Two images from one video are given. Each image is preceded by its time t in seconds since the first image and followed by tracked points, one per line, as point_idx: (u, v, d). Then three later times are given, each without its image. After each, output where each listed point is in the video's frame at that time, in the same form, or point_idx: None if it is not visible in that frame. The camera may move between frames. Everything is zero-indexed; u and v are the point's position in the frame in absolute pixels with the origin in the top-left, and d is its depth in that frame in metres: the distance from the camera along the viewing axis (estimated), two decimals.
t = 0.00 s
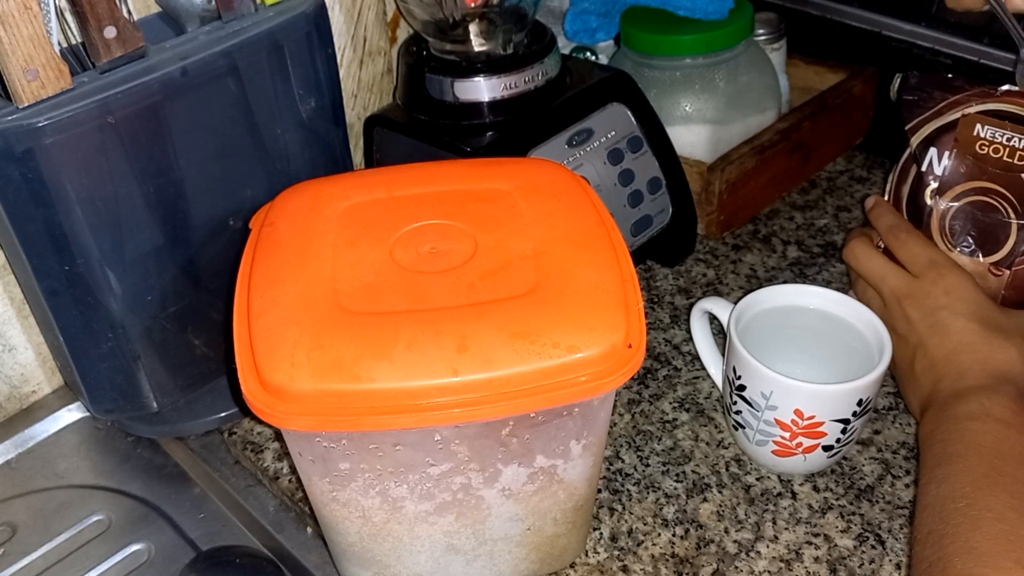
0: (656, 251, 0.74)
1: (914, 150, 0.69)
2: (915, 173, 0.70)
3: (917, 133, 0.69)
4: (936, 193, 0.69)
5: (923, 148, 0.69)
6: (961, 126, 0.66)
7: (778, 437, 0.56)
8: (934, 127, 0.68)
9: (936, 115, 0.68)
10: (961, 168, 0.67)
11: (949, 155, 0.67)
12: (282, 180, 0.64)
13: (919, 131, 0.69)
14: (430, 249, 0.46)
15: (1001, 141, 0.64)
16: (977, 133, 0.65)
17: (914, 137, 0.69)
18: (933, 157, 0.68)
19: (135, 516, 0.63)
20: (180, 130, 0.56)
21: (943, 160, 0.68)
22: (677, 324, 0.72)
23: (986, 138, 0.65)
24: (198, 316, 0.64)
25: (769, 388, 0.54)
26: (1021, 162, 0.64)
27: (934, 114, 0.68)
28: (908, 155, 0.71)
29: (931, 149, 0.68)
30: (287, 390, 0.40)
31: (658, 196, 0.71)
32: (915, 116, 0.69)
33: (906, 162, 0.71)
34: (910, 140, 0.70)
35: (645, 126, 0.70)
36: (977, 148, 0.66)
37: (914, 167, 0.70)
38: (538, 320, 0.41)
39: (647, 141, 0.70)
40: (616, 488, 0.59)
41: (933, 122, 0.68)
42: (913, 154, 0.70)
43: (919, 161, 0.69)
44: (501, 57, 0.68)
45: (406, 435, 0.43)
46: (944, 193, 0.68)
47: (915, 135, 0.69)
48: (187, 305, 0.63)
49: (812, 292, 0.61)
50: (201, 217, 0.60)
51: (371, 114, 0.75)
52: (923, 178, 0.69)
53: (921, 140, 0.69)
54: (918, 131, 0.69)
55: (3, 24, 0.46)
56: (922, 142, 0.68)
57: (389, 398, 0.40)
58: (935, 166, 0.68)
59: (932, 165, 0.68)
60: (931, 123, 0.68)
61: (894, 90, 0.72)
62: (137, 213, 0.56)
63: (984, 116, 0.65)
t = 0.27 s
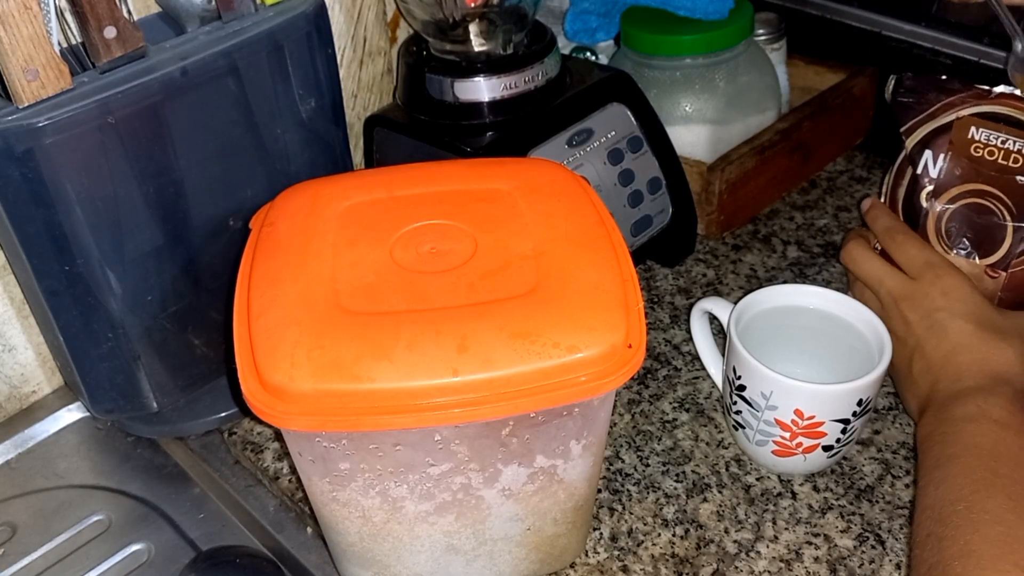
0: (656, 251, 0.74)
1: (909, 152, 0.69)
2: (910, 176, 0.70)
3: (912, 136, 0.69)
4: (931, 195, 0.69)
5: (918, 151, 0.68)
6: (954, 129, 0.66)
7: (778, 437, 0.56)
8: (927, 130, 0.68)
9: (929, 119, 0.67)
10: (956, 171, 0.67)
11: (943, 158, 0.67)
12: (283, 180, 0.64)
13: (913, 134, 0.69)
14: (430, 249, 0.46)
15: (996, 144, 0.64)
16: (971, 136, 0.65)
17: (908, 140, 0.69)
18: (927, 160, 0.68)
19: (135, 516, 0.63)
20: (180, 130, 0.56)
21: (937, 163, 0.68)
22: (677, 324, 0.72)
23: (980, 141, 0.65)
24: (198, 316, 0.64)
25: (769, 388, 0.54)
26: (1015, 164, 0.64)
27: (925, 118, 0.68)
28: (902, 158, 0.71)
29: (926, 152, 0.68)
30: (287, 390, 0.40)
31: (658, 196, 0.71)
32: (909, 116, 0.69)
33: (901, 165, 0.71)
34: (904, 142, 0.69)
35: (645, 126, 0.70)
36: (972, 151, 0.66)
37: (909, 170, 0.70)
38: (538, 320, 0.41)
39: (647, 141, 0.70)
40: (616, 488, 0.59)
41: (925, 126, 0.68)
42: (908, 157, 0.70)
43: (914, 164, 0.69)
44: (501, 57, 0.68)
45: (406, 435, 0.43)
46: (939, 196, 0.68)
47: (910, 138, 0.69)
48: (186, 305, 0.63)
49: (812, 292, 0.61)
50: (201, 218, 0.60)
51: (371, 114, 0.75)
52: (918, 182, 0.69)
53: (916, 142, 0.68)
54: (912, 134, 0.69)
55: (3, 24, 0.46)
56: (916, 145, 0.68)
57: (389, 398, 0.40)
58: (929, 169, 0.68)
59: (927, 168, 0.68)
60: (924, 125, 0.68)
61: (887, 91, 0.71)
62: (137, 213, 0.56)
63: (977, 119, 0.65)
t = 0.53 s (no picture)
0: (656, 252, 0.74)
1: (896, 163, 0.71)
2: (897, 187, 0.72)
3: (897, 148, 0.71)
4: (918, 208, 0.71)
5: (903, 163, 0.71)
6: (938, 143, 0.68)
7: (778, 437, 0.56)
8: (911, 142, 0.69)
9: (914, 130, 0.69)
10: (941, 184, 0.69)
11: (928, 170, 0.69)
12: (283, 180, 0.64)
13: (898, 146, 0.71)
14: (430, 249, 0.46)
15: (978, 161, 0.66)
16: (955, 150, 0.67)
17: (894, 152, 0.71)
18: (912, 172, 0.70)
19: (136, 516, 0.63)
20: (180, 130, 0.56)
21: (922, 175, 0.70)
22: (677, 324, 0.72)
23: (963, 157, 0.67)
24: (198, 316, 0.63)
25: (769, 388, 0.54)
26: (998, 181, 0.65)
27: (907, 133, 0.69)
28: (891, 169, 0.73)
29: (910, 165, 0.70)
30: (287, 390, 0.40)
31: (658, 196, 0.71)
32: (894, 128, 0.70)
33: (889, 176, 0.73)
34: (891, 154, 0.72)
35: (645, 126, 0.70)
36: (956, 166, 0.67)
37: (896, 181, 0.72)
38: (538, 320, 0.41)
39: (647, 141, 0.70)
40: (616, 488, 0.59)
41: (910, 139, 0.69)
42: (894, 168, 0.72)
43: (901, 175, 0.71)
44: (501, 57, 0.68)
45: (406, 435, 0.43)
46: (926, 208, 0.71)
47: (897, 149, 0.71)
48: (186, 305, 0.62)
49: (812, 292, 0.61)
50: (201, 218, 0.60)
51: (371, 114, 0.75)
52: (906, 194, 0.72)
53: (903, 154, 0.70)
54: (899, 145, 0.70)
55: (3, 25, 0.46)
56: (903, 156, 0.70)
57: (389, 398, 0.40)
58: (915, 180, 0.70)
59: (912, 181, 0.71)
60: (909, 137, 0.69)
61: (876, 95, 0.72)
62: (137, 214, 0.56)
63: (959, 133, 0.66)
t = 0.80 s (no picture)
0: (656, 251, 0.74)
1: (897, 160, 0.71)
2: (898, 184, 0.73)
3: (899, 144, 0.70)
4: (919, 205, 0.71)
5: (904, 160, 0.71)
6: (938, 141, 0.68)
7: (778, 437, 0.56)
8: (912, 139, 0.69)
9: (915, 127, 0.69)
10: (942, 181, 0.69)
11: (929, 167, 0.69)
12: (283, 180, 0.64)
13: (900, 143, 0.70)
14: (430, 249, 0.46)
15: (979, 157, 0.66)
16: (956, 147, 0.67)
17: (895, 149, 0.71)
18: (913, 169, 0.70)
19: (136, 516, 0.63)
20: (180, 130, 0.56)
21: (922, 172, 0.70)
22: (677, 324, 0.72)
23: (964, 154, 0.67)
24: (198, 316, 0.63)
25: (769, 388, 0.54)
26: (999, 177, 0.65)
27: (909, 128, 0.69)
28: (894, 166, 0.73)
29: (911, 162, 0.70)
30: (287, 390, 0.40)
31: (658, 196, 0.71)
32: (895, 125, 0.70)
33: (892, 173, 0.74)
34: (891, 151, 0.72)
35: (645, 126, 0.70)
36: (956, 163, 0.68)
37: (898, 178, 0.73)
38: (538, 320, 0.41)
39: (647, 141, 0.70)
40: (616, 487, 0.59)
41: (912, 135, 0.69)
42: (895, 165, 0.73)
43: (902, 172, 0.72)
44: (500, 57, 0.68)
45: (406, 435, 0.43)
46: (926, 205, 0.71)
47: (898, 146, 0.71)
48: (187, 305, 0.62)
49: (812, 291, 0.61)
50: (201, 218, 0.60)
51: (371, 114, 0.75)
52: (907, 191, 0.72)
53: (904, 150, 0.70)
54: (900, 141, 0.70)
55: (3, 25, 0.46)
56: (904, 153, 0.70)
57: (389, 398, 0.40)
58: (916, 177, 0.70)
59: (913, 177, 0.71)
60: (911, 134, 0.69)
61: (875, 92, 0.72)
62: (137, 214, 0.56)
63: (960, 129, 0.66)
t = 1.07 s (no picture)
0: (656, 251, 0.74)
1: (895, 160, 0.72)
2: (897, 183, 0.73)
3: (897, 144, 0.71)
4: (918, 204, 0.72)
5: (902, 159, 0.72)
6: (938, 139, 0.69)
7: (778, 437, 0.56)
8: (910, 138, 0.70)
9: (914, 126, 0.70)
10: (941, 180, 0.70)
11: (928, 166, 0.70)
12: (283, 180, 0.64)
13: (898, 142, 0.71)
14: (430, 249, 0.46)
15: (978, 156, 0.67)
16: (955, 146, 0.68)
17: (894, 149, 0.72)
18: (913, 168, 0.71)
19: (136, 516, 0.63)
20: (180, 130, 0.56)
21: (922, 171, 0.71)
22: (677, 324, 0.72)
23: (963, 153, 0.68)
24: (197, 316, 0.63)
25: (769, 388, 0.54)
26: (998, 176, 0.66)
27: (907, 127, 0.71)
28: (892, 165, 0.73)
29: (910, 161, 0.71)
30: (287, 389, 0.40)
31: (658, 196, 0.71)
32: (893, 124, 0.72)
33: (890, 172, 0.73)
34: (890, 151, 0.73)
35: (645, 125, 0.70)
36: (956, 161, 0.68)
37: (897, 176, 0.73)
38: (538, 320, 0.41)
39: (647, 141, 0.70)
40: (616, 488, 0.59)
41: (912, 134, 0.70)
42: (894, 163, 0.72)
43: (901, 171, 0.72)
44: (500, 57, 0.68)
45: (406, 435, 0.43)
46: (925, 203, 0.71)
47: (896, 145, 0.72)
48: (187, 305, 0.62)
49: (812, 291, 0.61)
50: (200, 218, 0.60)
51: (371, 114, 0.76)
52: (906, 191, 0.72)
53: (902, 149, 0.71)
54: (899, 140, 0.71)
55: (3, 25, 0.46)
56: (903, 151, 0.71)
57: (389, 398, 0.40)
58: (915, 176, 0.71)
59: (913, 176, 0.71)
60: (910, 132, 0.70)
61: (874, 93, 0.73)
62: (137, 214, 0.56)
63: (958, 127, 0.68)
